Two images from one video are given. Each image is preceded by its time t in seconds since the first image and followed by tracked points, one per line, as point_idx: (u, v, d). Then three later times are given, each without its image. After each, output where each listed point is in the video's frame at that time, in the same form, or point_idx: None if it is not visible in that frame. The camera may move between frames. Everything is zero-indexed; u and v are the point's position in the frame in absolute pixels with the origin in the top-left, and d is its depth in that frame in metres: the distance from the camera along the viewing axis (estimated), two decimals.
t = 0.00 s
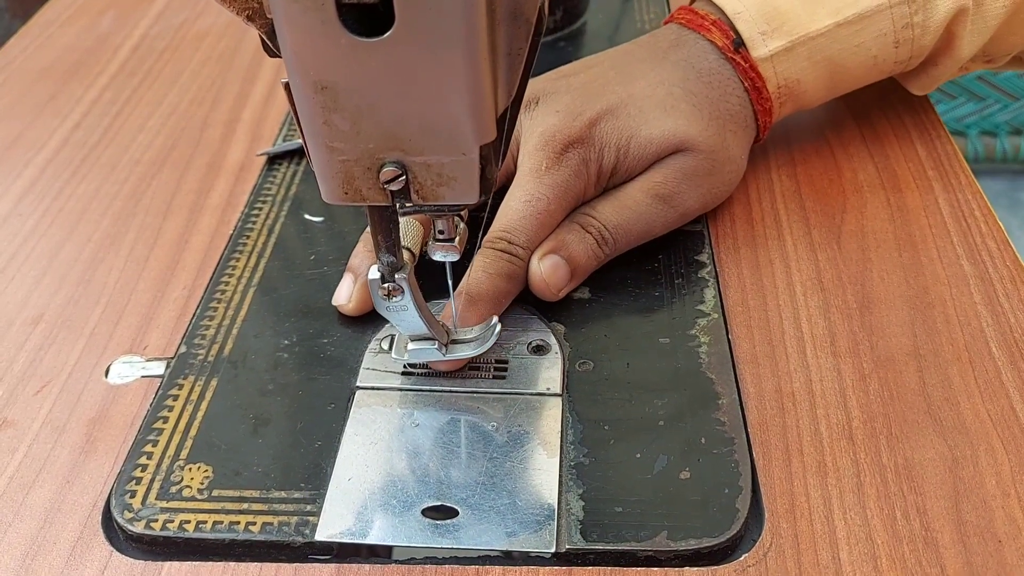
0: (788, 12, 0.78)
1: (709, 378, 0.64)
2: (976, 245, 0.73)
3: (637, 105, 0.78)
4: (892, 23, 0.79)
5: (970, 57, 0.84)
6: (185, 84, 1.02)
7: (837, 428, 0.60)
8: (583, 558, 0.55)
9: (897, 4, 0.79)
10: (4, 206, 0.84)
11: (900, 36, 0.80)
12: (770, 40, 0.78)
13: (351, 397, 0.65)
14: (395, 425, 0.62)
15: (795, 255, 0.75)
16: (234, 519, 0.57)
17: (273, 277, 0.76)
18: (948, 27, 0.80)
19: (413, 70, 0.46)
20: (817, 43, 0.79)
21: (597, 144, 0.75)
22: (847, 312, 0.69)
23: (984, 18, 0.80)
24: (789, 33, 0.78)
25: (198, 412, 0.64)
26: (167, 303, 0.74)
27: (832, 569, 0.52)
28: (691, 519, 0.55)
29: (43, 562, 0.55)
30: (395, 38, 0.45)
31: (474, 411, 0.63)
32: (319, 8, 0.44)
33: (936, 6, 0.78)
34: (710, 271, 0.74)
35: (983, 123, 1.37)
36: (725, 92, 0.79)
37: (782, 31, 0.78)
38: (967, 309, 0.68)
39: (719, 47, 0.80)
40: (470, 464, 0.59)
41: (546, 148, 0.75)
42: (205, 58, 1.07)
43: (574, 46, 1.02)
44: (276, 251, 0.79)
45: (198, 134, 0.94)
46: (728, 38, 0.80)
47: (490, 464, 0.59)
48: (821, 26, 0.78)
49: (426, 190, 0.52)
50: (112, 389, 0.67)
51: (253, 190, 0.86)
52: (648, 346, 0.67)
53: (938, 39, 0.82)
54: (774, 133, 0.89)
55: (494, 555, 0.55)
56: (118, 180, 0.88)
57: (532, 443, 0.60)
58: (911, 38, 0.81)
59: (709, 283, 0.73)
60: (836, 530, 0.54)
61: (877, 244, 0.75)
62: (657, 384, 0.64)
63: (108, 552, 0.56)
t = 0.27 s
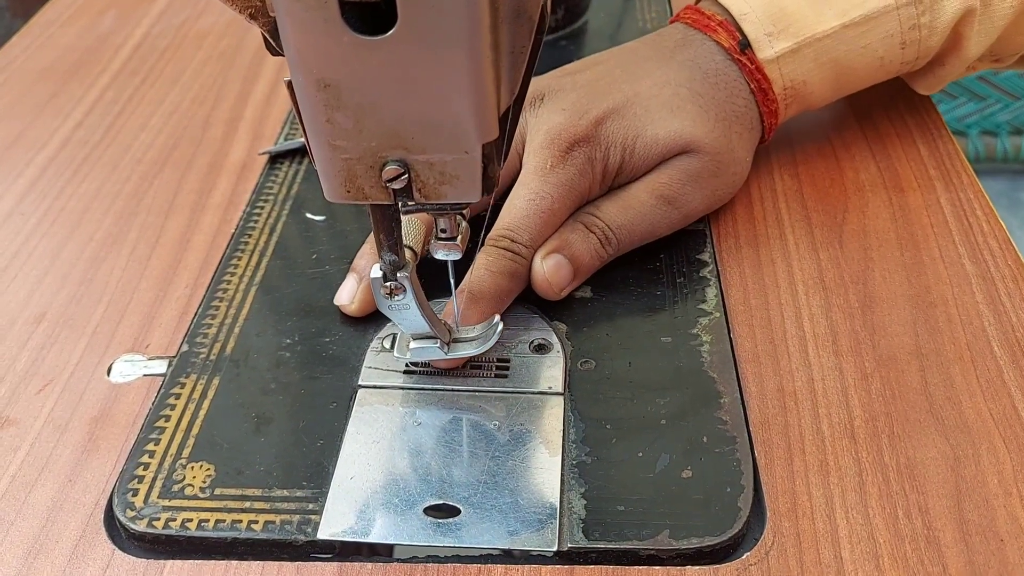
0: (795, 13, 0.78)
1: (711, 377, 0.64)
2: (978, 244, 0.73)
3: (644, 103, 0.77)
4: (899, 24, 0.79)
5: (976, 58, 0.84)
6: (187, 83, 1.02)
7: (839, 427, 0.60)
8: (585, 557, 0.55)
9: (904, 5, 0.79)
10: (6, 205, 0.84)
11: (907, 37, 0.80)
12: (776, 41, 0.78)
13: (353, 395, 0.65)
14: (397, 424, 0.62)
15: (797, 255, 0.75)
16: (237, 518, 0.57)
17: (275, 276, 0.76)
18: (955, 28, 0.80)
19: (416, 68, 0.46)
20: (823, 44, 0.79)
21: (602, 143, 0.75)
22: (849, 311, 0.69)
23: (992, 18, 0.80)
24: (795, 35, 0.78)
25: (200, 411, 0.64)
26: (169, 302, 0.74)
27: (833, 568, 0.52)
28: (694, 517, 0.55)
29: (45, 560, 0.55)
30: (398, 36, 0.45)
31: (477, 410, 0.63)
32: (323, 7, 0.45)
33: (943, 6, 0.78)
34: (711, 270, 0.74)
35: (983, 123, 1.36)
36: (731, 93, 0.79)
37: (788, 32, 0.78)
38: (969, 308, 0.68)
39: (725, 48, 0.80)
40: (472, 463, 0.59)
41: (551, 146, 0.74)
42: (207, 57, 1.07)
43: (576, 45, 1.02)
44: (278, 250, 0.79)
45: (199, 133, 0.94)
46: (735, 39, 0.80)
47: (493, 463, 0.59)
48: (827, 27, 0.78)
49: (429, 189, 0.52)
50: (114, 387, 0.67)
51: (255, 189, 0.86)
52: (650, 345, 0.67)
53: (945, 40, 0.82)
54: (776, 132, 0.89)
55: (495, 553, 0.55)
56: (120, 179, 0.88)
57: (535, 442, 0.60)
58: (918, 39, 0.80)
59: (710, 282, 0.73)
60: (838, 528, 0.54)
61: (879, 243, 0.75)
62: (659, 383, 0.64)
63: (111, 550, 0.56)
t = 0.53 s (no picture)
0: (791, 12, 0.78)
1: (713, 377, 0.64)
2: (980, 245, 0.73)
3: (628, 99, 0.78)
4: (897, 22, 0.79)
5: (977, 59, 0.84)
6: (188, 83, 1.02)
7: (842, 428, 0.60)
8: (588, 557, 0.55)
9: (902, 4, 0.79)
10: (7, 205, 0.84)
11: (906, 36, 0.80)
12: (772, 39, 0.78)
13: (355, 396, 0.65)
14: (399, 424, 0.62)
15: (799, 255, 0.74)
16: (239, 518, 0.57)
17: (276, 276, 0.76)
18: (956, 28, 0.81)
19: (419, 67, 0.46)
20: (819, 42, 0.79)
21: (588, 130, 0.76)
22: (851, 312, 0.69)
23: (993, 19, 0.80)
24: (791, 33, 0.78)
25: (202, 411, 0.64)
26: (171, 302, 0.74)
27: (836, 569, 0.52)
28: (696, 518, 0.55)
29: (48, 560, 0.55)
30: (401, 37, 0.45)
31: (479, 410, 0.63)
32: (325, 7, 0.45)
33: (942, 6, 0.79)
34: (713, 271, 0.74)
35: (983, 123, 1.36)
36: (723, 88, 0.79)
37: (784, 31, 0.78)
38: (971, 309, 0.68)
39: (722, 44, 0.80)
40: (474, 464, 0.59)
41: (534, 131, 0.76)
42: (208, 57, 1.07)
43: (577, 45, 1.02)
44: (279, 250, 0.79)
45: (201, 133, 0.94)
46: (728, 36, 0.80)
47: (495, 463, 0.59)
48: (823, 26, 0.78)
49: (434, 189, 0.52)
50: (116, 388, 0.67)
51: (256, 190, 0.86)
52: (652, 346, 0.67)
53: (945, 40, 0.82)
54: (778, 133, 0.89)
55: (497, 554, 0.55)
56: (122, 179, 0.88)
57: (536, 442, 0.60)
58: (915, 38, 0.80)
59: (712, 283, 0.72)
60: (840, 529, 0.54)
61: (881, 244, 0.75)
62: (662, 383, 0.64)
63: (113, 551, 0.56)
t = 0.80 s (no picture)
0: None
1: (712, 375, 0.64)
2: (979, 244, 0.73)
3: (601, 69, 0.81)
4: None
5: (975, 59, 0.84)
6: (188, 82, 1.03)
7: (841, 427, 0.60)
8: (587, 555, 0.55)
9: None
10: (8, 204, 0.85)
11: None
12: None
13: (355, 394, 0.65)
14: (399, 422, 0.62)
15: (798, 254, 0.75)
16: (239, 516, 0.57)
17: (277, 275, 0.76)
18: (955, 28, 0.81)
19: (419, 65, 0.46)
20: None
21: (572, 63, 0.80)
22: (850, 310, 0.69)
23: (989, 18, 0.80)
24: None
25: (202, 409, 0.64)
26: (171, 301, 0.74)
27: (834, 567, 0.52)
28: (695, 516, 0.55)
29: (48, 558, 0.55)
30: (401, 35, 0.45)
31: (478, 408, 0.63)
32: (325, 5, 0.45)
33: None
34: (713, 269, 0.73)
35: (983, 123, 1.37)
36: None
37: None
38: (970, 308, 0.68)
39: None
40: (473, 462, 0.59)
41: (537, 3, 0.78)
42: (209, 57, 1.07)
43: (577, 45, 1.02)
44: (279, 249, 0.79)
45: (201, 132, 0.94)
46: (706, 25, 0.83)
47: (495, 461, 0.59)
48: None
49: (434, 188, 0.52)
50: (116, 386, 0.67)
51: (256, 189, 0.86)
52: (651, 344, 0.67)
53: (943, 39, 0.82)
54: (778, 132, 0.89)
55: (497, 552, 0.55)
56: (122, 178, 0.88)
57: (536, 440, 0.61)
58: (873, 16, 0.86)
59: (712, 281, 0.73)
60: (838, 527, 0.54)
61: (881, 243, 0.75)
62: (661, 381, 0.64)
63: (113, 549, 0.56)
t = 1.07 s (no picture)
0: None
1: (713, 375, 0.64)
2: (980, 244, 0.73)
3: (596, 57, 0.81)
4: None
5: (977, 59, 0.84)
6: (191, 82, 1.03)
7: (843, 427, 0.60)
8: (589, 554, 0.55)
9: None
10: (11, 204, 0.85)
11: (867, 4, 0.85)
12: None
13: (356, 394, 0.65)
14: (401, 422, 0.62)
15: (800, 254, 0.75)
16: (242, 516, 0.57)
17: (279, 276, 0.76)
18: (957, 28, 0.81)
19: (422, 65, 0.46)
20: None
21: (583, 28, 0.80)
22: (852, 311, 0.69)
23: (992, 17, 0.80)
24: None
25: (205, 409, 0.64)
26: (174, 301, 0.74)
27: (836, 566, 0.52)
28: (697, 515, 0.56)
29: (51, 557, 0.56)
30: (403, 35, 0.45)
31: (480, 408, 0.63)
32: (328, 5, 0.45)
33: None
34: (715, 270, 0.73)
35: (985, 124, 1.36)
36: None
37: None
38: (972, 309, 0.68)
39: None
40: (476, 462, 0.59)
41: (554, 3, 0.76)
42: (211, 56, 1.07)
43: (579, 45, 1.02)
44: (281, 249, 0.79)
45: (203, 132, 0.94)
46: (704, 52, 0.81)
47: (497, 461, 0.59)
48: None
49: (436, 188, 0.52)
50: (119, 386, 0.67)
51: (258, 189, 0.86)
52: (653, 344, 0.68)
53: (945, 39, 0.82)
54: (779, 133, 0.89)
55: (499, 552, 0.55)
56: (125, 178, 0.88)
57: (538, 440, 0.61)
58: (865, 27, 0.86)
59: (714, 281, 0.73)
60: (840, 526, 0.54)
61: (882, 243, 0.75)
62: (663, 381, 0.64)
63: (116, 548, 0.56)
